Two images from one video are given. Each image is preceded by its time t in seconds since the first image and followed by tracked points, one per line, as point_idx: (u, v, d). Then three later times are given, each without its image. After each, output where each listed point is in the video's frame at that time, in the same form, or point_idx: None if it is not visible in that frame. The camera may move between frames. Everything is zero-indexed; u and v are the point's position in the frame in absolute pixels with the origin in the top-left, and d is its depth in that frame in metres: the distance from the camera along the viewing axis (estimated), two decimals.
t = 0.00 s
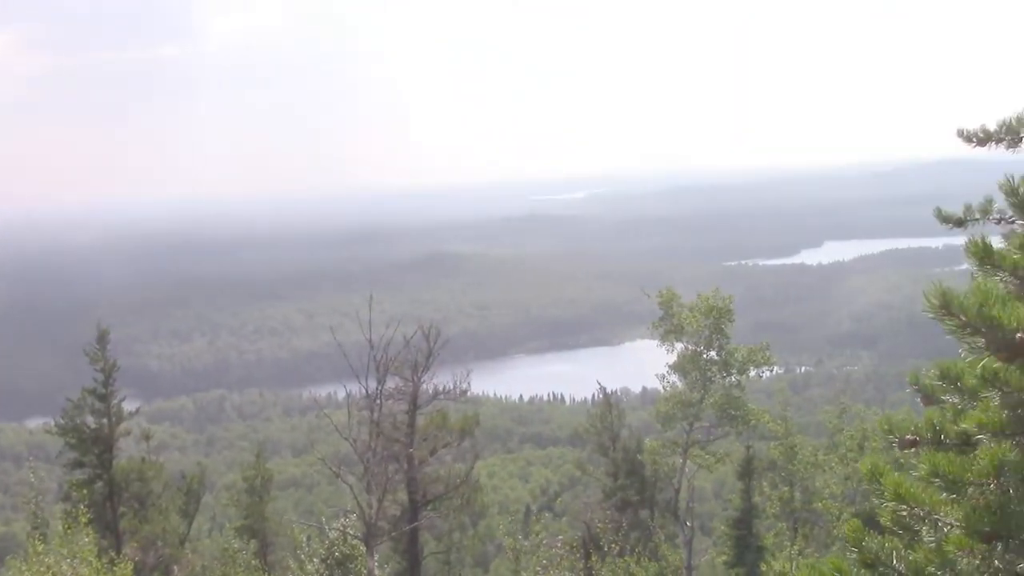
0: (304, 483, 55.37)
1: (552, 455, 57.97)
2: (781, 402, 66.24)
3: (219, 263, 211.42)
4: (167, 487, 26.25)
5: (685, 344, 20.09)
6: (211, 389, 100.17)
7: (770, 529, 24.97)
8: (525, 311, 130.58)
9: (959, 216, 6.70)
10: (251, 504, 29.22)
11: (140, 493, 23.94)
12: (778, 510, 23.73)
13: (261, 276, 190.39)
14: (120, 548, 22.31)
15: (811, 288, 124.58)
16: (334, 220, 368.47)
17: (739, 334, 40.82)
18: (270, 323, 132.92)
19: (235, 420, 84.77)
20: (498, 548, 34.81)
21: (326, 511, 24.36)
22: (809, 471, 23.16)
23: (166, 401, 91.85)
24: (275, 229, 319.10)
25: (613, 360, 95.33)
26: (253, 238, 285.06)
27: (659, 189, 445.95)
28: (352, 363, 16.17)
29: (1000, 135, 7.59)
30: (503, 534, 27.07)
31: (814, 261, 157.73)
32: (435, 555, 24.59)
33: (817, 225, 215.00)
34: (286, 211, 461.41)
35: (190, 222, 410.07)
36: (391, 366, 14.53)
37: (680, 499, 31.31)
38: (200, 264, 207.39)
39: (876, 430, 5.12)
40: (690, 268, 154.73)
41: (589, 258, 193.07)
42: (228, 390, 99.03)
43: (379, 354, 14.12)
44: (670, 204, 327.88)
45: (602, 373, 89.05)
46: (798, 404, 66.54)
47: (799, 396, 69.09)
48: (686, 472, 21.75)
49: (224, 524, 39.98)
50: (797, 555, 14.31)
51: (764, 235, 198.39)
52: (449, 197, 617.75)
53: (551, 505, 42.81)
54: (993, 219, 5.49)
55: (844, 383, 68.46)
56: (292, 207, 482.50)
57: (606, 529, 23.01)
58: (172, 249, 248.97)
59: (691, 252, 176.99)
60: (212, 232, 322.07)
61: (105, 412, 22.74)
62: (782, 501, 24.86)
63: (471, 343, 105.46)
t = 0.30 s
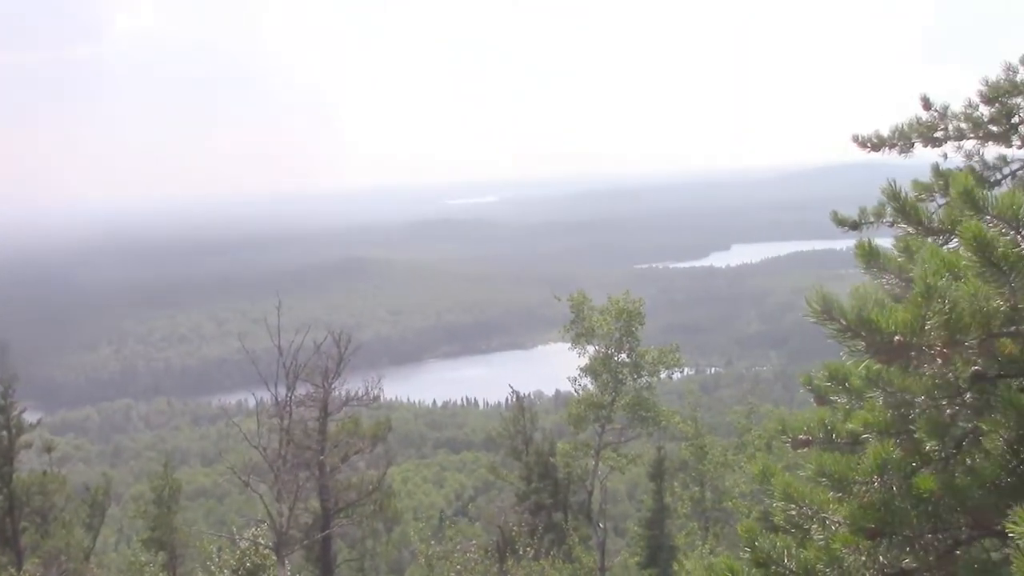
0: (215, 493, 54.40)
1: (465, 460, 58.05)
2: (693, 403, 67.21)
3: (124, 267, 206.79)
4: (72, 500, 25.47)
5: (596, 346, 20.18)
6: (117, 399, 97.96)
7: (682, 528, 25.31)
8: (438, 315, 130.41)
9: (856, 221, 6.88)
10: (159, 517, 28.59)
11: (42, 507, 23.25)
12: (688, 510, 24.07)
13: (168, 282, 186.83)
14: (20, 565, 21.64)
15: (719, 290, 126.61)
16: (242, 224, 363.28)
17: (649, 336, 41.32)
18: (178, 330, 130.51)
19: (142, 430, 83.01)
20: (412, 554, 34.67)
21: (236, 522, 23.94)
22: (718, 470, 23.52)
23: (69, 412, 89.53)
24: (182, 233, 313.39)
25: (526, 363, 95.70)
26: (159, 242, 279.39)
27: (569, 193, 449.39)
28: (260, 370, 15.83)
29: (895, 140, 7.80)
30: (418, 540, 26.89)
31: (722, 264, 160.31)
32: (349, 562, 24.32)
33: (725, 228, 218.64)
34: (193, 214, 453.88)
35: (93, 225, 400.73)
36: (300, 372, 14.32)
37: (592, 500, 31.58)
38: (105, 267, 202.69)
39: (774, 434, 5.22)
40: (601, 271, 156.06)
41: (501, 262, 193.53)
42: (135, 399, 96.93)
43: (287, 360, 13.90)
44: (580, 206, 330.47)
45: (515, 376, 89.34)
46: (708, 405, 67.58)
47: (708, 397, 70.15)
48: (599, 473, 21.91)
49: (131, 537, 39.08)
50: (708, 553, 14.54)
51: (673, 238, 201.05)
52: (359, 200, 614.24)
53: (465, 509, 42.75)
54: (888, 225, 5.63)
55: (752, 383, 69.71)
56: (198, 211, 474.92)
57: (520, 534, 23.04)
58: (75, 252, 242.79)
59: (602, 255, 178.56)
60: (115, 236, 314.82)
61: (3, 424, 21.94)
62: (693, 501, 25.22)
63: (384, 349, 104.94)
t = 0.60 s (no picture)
0: (177, 509, 53.71)
1: (429, 467, 57.96)
2: (653, 404, 67.65)
3: (77, 282, 204.16)
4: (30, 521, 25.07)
5: (556, 350, 20.23)
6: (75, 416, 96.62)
7: (646, 529, 25.44)
8: (398, 323, 130.08)
9: (804, 218, 6.97)
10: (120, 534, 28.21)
11: None
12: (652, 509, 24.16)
13: (123, 296, 184.76)
14: None
15: (677, 291, 127.35)
16: (197, 236, 359.95)
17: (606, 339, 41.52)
18: (135, 344, 128.96)
19: (101, 447, 82.00)
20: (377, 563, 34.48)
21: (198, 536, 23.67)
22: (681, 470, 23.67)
23: (26, 430, 88.18)
24: (135, 246, 309.88)
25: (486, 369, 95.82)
26: (112, 256, 276.05)
27: (524, 197, 450.10)
28: (218, 382, 15.67)
29: (840, 138, 7.89)
30: (383, 549, 26.76)
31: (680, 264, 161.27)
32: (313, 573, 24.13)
33: (681, 228, 220.03)
34: (145, 227, 449.09)
35: (42, 240, 395.18)
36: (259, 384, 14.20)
37: (556, 504, 31.58)
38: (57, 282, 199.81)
39: (725, 431, 5.28)
40: (560, 275, 156.43)
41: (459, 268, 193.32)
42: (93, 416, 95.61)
43: (245, 372, 13.75)
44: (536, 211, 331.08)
45: (476, 382, 89.31)
46: (669, 405, 68.00)
47: (669, 398, 70.59)
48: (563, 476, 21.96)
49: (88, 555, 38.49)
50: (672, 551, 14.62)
51: (630, 240, 201.93)
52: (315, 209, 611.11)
53: (429, 517, 42.59)
54: (831, 225, 5.71)
55: (712, 381, 70.23)
56: (151, 224, 470.04)
57: (486, 540, 23.01)
58: (26, 268, 239.12)
59: (560, 259, 179.07)
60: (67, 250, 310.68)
61: None
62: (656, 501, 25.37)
63: (344, 358, 104.49)
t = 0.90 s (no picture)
0: (172, 511, 53.66)
1: (426, 471, 57.94)
2: (650, 410, 67.68)
3: (73, 284, 203.97)
4: (25, 523, 25.10)
5: (553, 355, 20.25)
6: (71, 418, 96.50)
7: (643, 535, 25.46)
8: (395, 327, 129.95)
9: (800, 225, 7.01)
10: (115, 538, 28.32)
11: None
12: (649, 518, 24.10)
13: (119, 298, 184.57)
14: None
15: (675, 296, 127.36)
16: (194, 239, 359.68)
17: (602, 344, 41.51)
18: (132, 346, 128.80)
19: (97, 449, 81.90)
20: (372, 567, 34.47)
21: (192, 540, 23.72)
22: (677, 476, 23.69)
23: (22, 433, 88.06)
24: (132, 248, 309.63)
25: (483, 374, 95.83)
26: (109, 258, 275.83)
27: (522, 201, 450.05)
28: (216, 386, 15.66)
29: (837, 146, 7.90)
30: (378, 554, 26.72)
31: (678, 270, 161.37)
32: None
33: (679, 234, 220.04)
34: (142, 230, 448.61)
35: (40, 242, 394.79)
36: (256, 388, 14.19)
37: (553, 511, 31.49)
38: (55, 284, 199.69)
39: (717, 439, 5.30)
40: (557, 280, 156.45)
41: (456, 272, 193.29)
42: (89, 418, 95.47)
43: (242, 376, 13.72)
44: (534, 215, 331.09)
45: (474, 386, 89.24)
46: (666, 411, 67.99)
47: (665, 404, 70.60)
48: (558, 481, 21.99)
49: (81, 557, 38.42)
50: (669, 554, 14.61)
51: (628, 245, 202.00)
52: (313, 212, 611.04)
53: (425, 522, 42.55)
54: (822, 234, 5.74)
55: (709, 388, 70.25)
56: (148, 226, 469.54)
57: (481, 546, 22.97)
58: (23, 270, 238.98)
59: (558, 265, 179.00)
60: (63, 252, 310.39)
61: None
62: (652, 508, 25.40)
63: (342, 362, 104.45)
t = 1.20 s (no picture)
0: (182, 523, 53.65)
1: (436, 482, 57.90)
2: (660, 419, 67.64)
3: (84, 296, 204.60)
4: (36, 533, 25.13)
5: (561, 365, 20.24)
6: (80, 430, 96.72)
7: (653, 545, 25.37)
8: (404, 337, 130.01)
9: (809, 233, 7.00)
10: (125, 548, 28.34)
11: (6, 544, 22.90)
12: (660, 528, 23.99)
13: (129, 309, 184.97)
14: None
15: (684, 304, 127.25)
16: (202, 249, 360.71)
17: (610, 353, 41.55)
18: (141, 358, 129.11)
19: (107, 460, 81.99)
20: None
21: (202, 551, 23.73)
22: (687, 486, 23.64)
23: (31, 445, 88.28)
24: (140, 260, 310.68)
25: (493, 383, 95.81)
26: (120, 270, 276.65)
27: (530, 211, 450.57)
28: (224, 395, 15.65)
29: (845, 154, 7.89)
30: (388, 562, 26.68)
31: (686, 279, 161.33)
32: None
33: (686, 242, 220.02)
34: (150, 241, 449.73)
35: (49, 254, 396.54)
36: (265, 399, 14.19)
37: (562, 520, 31.39)
38: (66, 296, 200.37)
39: (724, 448, 5.28)
40: (566, 290, 156.46)
41: (464, 283, 193.40)
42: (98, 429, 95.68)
43: (251, 387, 13.76)
44: (542, 224, 331.51)
45: (483, 396, 89.20)
46: (676, 421, 67.83)
47: (675, 413, 70.50)
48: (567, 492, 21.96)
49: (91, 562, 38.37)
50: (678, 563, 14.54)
51: (635, 254, 202.09)
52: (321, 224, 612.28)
53: (435, 533, 42.57)
54: (831, 245, 5.75)
55: (718, 397, 70.18)
56: (156, 238, 470.87)
57: (491, 554, 22.92)
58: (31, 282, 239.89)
59: (566, 274, 178.98)
60: (74, 263, 311.50)
61: None
62: (661, 517, 25.37)
63: (350, 373, 104.57)
